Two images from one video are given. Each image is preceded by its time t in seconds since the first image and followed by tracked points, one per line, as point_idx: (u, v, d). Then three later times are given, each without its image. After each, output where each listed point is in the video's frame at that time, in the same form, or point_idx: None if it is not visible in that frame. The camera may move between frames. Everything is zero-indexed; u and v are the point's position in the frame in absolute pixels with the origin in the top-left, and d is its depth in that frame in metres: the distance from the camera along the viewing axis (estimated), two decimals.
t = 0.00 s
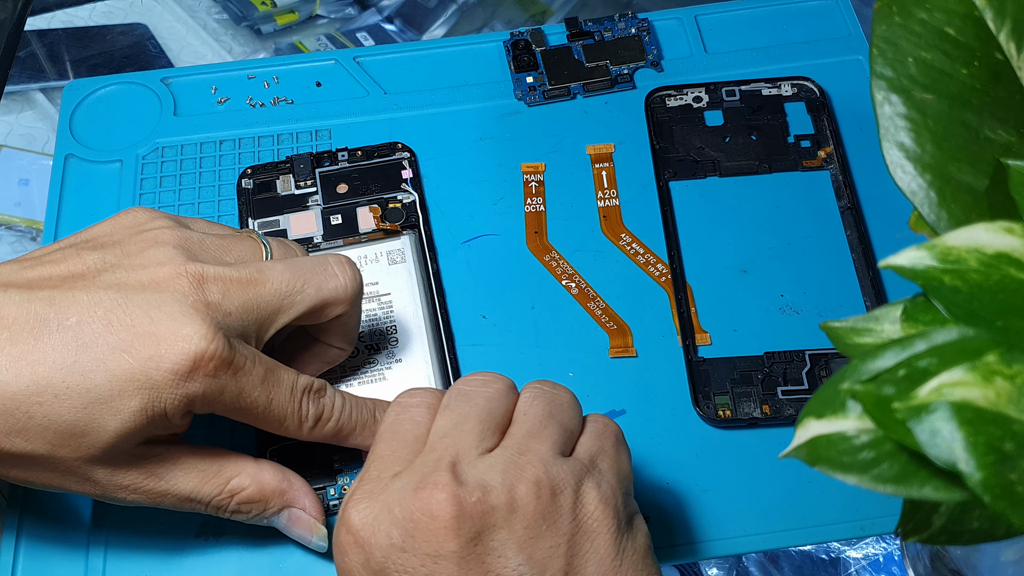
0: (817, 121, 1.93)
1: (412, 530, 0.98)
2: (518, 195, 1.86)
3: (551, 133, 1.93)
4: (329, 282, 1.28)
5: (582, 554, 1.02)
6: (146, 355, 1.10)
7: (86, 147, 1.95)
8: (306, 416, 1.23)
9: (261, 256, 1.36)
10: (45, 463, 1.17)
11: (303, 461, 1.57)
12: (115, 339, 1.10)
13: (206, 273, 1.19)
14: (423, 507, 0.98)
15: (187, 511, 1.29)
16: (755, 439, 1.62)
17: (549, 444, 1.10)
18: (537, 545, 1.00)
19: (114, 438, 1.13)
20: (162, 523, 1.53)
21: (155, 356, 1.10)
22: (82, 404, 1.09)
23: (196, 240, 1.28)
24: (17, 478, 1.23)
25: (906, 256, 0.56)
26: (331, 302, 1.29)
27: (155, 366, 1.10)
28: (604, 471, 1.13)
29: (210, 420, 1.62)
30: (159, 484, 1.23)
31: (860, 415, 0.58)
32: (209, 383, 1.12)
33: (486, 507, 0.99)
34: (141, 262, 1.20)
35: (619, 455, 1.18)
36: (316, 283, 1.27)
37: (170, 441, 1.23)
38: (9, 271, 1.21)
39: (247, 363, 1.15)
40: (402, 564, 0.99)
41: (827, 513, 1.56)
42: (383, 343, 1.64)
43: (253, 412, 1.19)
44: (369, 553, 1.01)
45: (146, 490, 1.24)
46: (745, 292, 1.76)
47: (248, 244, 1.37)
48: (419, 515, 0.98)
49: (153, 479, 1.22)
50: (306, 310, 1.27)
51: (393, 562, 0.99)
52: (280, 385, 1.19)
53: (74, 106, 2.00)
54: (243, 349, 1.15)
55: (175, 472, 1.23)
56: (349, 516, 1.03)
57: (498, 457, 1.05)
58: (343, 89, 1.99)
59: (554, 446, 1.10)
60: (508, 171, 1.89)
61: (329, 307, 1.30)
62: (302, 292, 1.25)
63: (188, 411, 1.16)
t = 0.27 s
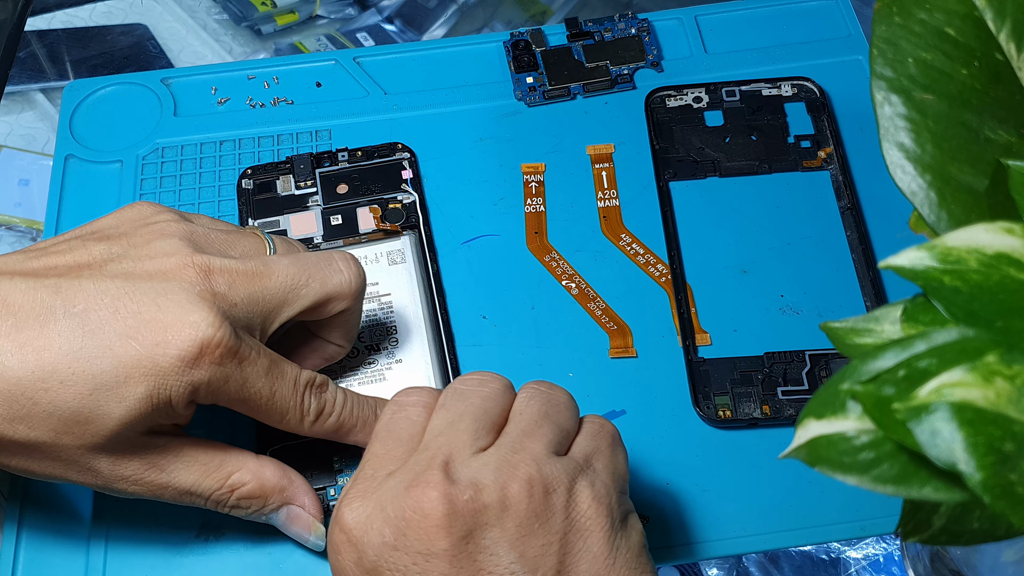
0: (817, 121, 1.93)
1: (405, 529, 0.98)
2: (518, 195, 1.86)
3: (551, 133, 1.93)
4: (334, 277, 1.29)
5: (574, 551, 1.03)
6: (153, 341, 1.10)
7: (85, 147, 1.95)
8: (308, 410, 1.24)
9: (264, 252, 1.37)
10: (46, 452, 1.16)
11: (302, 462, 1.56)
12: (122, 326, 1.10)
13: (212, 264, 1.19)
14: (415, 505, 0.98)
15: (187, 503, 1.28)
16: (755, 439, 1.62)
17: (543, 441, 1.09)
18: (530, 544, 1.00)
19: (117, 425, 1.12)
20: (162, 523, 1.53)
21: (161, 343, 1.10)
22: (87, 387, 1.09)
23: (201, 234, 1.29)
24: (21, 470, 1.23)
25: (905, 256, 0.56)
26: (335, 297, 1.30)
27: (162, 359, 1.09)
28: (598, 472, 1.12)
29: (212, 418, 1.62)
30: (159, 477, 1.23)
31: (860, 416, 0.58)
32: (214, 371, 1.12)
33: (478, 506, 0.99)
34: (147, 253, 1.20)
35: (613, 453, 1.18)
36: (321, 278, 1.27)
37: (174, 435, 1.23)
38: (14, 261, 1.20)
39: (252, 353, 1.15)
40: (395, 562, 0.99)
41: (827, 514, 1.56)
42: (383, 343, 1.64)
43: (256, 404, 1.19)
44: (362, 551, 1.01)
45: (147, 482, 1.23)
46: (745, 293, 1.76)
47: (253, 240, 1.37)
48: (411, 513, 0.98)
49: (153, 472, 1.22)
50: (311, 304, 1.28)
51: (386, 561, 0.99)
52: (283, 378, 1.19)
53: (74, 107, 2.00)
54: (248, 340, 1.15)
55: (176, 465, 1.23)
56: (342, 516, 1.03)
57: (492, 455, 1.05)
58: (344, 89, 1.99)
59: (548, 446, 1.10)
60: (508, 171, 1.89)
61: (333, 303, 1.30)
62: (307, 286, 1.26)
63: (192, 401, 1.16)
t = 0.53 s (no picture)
0: (817, 121, 1.93)
1: (415, 537, 0.98)
2: (518, 195, 1.86)
3: (551, 133, 1.93)
4: (330, 274, 1.29)
5: (586, 563, 1.03)
6: (151, 338, 1.10)
7: (86, 147, 1.95)
8: (308, 407, 1.24)
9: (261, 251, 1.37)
10: (47, 450, 1.16)
11: (303, 461, 1.57)
12: (120, 323, 1.10)
13: (208, 262, 1.20)
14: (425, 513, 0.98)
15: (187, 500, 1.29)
16: (755, 440, 1.62)
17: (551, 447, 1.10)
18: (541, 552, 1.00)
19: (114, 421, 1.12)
20: (163, 523, 1.53)
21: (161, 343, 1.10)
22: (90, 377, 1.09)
23: (198, 234, 1.29)
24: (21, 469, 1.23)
25: (906, 257, 0.56)
26: (332, 294, 1.30)
27: (164, 362, 1.10)
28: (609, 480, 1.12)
29: (211, 417, 1.62)
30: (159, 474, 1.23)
31: (860, 415, 0.58)
32: (211, 368, 1.12)
33: (490, 515, 0.99)
34: (143, 252, 1.20)
35: (622, 459, 1.18)
36: (317, 275, 1.28)
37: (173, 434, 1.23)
38: (14, 260, 1.20)
39: (251, 350, 1.15)
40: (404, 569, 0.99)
41: (827, 514, 1.56)
42: (383, 343, 1.64)
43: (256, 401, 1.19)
44: (371, 558, 1.01)
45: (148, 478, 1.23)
46: (745, 292, 1.76)
47: (250, 240, 1.37)
48: (422, 521, 0.98)
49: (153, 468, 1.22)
50: (308, 301, 1.28)
51: (395, 568, 1.00)
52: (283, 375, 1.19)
53: (75, 107, 2.01)
54: (245, 336, 1.15)
55: (175, 462, 1.23)
56: (350, 520, 1.03)
57: (502, 463, 1.05)
58: (344, 90, 1.99)
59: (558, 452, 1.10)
60: (508, 171, 1.89)
61: (329, 300, 1.31)
62: (303, 283, 1.26)
63: (193, 398, 1.16)
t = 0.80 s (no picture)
0: (817, 121, 1.93)
1: None
2: (518, 195, 1.86)
3: (551, 133, 1.93)
4: (289, 246, 1.38)
5: None
6: (100, 296, 1.19)
7: (86, 147, 1.95)
8: (280, 355, 1.28)
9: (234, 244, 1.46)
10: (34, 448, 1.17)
11: (304, 461, 1.58)
12: (70, 287, 1.20)
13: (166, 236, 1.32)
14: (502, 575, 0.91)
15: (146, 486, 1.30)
16: (756, 440, 1.62)
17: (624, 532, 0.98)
18: None
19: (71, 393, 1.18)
20: (164, 524, 1.53)
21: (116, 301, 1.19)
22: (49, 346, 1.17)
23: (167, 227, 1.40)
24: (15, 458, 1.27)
25: (906, 257, 0.56)
26: (292, 268, 1.38)
27: (116, 318, 1.18)
28: None
29: (211, 418, 1.61)
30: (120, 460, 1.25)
31: (860, 416, 0.58)
32: (163, 318, 1.19)
33: None
34: (107, 232, 1.32)
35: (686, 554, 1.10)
36: (277, 247, 1.37)
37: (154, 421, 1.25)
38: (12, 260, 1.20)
39: (202, 301, 1.22)
40: None
41: (827, 514, 1.56)
42: (384, 344, 1.64)
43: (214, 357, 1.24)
44: None
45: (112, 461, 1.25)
46: (745, 293, 1.76)
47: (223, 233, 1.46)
48: None
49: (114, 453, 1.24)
50: (268, 273, 1.37)
51: None
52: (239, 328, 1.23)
53: (75, 107, 2.00)
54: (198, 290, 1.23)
55: (136, 447, 1.24)
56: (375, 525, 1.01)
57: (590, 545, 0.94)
58: (344, 90, 1.99)
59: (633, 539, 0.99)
60: (508, 171, 1.89)
61: (288, 275, 1.38)
62: (260, 254, 1.35)
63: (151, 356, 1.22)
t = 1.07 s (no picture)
0: (817, 121, 1.93)
1: None
2: (518, 195, 1.86)
3: (551, 133, 1.93)
4: (272, 229, 1.46)
5: None
6: (81, 263, 1.23)
7: (86, 148, 1.95)
8: (273, 301, 1.31)
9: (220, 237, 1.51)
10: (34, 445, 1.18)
11: (304, 461, 1.58)
12: (50, 255, 1.23)
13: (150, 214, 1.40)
14: None
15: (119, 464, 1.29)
16: (756, 440, 1.62)
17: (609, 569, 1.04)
18: None
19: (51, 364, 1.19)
20: (164, 525, 1.53)
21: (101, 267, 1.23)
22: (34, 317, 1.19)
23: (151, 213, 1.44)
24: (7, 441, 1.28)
25: (906, 256, 0.56)
26: (273, 250, 1.45)
27: (99, 285, 1.22)
28: None
29: (212, 417, 1.61)
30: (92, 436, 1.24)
31: (860, 416, 0.58)
32: (148, 281, 1.23)
33: None
34: (88, 215, 1.36)
35: None
36: (259, 228, 1.45)
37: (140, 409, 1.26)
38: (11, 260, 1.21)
39: (187, 262, 1.26)
40: None
41: (827, 513, 1.56)
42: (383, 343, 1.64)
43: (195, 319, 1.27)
44: None
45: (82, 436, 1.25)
46: (745, 293, 1.76)
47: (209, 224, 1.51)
48: None
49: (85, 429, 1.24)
50: (249, 253, 1.44)
51: None
52: (226, 287, 1.27)
53: (75, 107, 2.00)
54: (182, 254, 1.28)
55: (110, 424, 1.24)
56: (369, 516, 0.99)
57: None
58: (344, 90, 2.00)
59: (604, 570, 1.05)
60: (507, 171, 1.89)
61: (268, 257, 1.45)
62: (242, 233, 1.44)
63: (130, 324, 1.25)
